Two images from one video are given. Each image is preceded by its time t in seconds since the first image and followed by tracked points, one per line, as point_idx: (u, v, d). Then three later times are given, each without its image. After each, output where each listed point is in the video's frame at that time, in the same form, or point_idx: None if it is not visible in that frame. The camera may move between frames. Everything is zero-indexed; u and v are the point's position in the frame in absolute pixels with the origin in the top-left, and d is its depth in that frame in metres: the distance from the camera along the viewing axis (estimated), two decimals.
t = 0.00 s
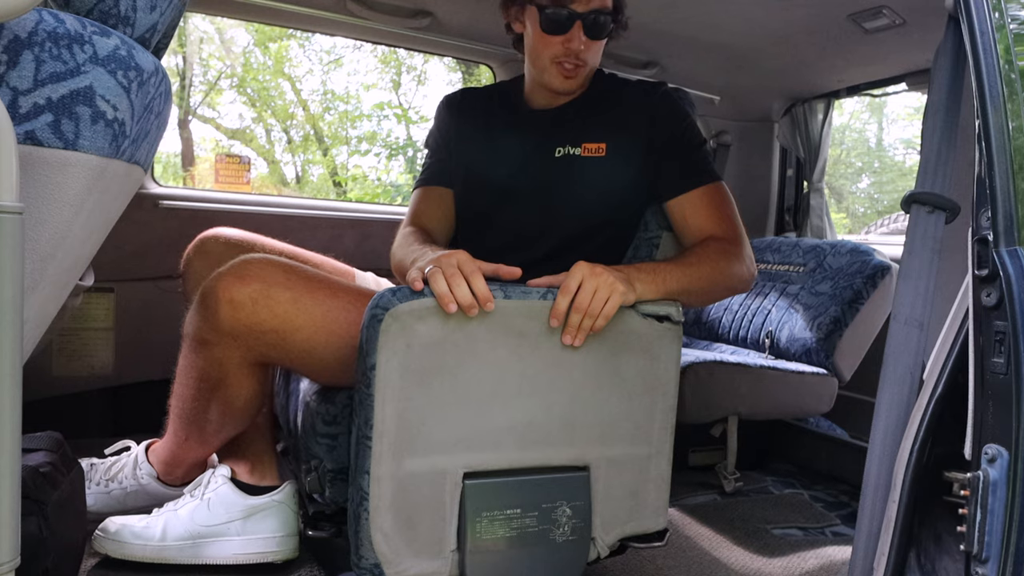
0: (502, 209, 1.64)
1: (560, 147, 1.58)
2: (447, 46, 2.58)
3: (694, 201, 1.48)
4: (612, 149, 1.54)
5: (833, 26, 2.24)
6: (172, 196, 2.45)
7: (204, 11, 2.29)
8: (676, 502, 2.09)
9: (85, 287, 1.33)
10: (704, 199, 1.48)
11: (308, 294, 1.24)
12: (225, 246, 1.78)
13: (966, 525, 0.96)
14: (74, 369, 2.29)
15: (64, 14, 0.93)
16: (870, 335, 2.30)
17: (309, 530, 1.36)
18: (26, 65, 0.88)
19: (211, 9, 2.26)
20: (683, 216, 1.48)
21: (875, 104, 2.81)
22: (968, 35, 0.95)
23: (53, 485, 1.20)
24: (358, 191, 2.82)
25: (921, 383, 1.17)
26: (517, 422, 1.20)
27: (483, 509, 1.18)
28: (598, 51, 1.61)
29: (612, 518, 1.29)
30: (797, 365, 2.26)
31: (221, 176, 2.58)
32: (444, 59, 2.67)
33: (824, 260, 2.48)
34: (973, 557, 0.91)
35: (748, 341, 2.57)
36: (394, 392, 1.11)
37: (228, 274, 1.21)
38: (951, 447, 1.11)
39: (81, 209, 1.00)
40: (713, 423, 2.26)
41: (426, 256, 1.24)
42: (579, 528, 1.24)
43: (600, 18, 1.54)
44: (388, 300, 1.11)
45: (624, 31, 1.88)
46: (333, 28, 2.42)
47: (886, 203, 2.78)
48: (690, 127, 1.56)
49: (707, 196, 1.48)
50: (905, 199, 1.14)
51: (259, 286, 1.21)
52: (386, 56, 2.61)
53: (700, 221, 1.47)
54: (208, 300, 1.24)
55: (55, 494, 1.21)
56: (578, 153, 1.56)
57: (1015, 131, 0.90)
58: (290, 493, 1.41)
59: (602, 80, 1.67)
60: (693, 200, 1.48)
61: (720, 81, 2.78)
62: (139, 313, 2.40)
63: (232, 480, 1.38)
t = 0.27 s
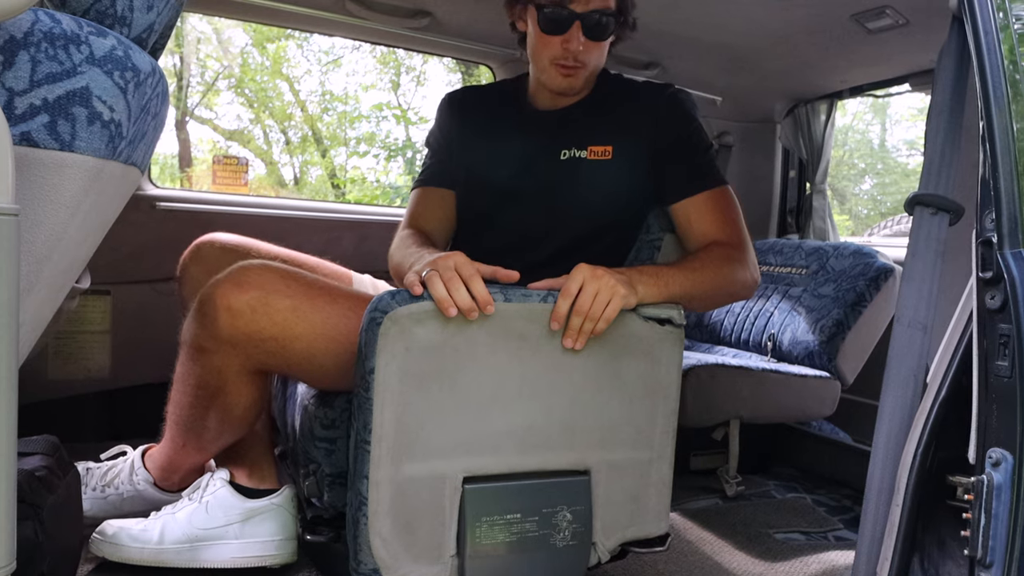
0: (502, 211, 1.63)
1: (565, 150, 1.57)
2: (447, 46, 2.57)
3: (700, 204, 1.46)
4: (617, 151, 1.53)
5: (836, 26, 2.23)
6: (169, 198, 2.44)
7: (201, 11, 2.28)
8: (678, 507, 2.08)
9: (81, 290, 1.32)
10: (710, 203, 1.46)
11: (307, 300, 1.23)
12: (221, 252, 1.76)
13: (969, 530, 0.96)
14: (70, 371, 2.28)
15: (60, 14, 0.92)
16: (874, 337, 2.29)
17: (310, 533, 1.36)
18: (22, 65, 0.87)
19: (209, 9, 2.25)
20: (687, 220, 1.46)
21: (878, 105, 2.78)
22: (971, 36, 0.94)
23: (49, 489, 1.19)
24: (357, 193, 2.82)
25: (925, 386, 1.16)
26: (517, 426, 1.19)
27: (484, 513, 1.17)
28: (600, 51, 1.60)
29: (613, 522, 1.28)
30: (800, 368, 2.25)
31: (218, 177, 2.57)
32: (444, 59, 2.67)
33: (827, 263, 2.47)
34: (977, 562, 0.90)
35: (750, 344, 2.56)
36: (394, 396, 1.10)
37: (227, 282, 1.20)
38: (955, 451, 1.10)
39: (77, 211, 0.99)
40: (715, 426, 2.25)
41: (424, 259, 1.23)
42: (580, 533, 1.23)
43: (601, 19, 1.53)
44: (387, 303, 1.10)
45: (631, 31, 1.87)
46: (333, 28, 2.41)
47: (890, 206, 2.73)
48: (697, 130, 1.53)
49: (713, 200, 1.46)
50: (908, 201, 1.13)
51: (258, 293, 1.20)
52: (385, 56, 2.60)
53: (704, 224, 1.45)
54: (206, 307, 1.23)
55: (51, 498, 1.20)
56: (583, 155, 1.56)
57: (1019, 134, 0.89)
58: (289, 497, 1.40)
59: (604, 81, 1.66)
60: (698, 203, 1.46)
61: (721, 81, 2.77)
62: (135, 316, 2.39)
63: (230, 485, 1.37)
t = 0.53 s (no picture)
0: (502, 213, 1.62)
1: (564, 152, 1.56)
2: (446, 47, 2.57)
3: (701, 206, 1.45)
4: (615, 152, 1.52)
5: (838, 26, 2.22)
6: (166, 199, 2.43)
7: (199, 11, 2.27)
8: (679, 511, 2.07)
9: (77, 292, 1.31)
10: (711, 205, 1.45)
11: (304, 299, 1.22)
12: (220, 254, 1.75)
13: (973, 535, 0.95)
14: (67, 375, 2.27)
15: (57, 14, 0.91)
16: (877, 340, 2.28)
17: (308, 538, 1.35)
18: (18, 66, 0.86)
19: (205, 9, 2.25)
20: (688, 222, 1.45)
21: (881, 106, 2.77)
22: (975, 37, 0.93)
23: (45, 492, 1.18)
24: (355, 195, 2.81)
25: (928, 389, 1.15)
26: (517, 430, 1.18)
27: (484, 517, 1.16)
28: (575, 50, 1.60)
29: (614, 526, 1.27)
30: (802, 371, 2.23)
31: (216, 179, 2.57)
32: (443, 60, 2.67)
33: (829, 265, 2.46)
34: (981, 567, 0.89)
35: (752, 347, 2.55)
36: (392, 398, 1.09)
37: (223, 279, 1.19)
38: (958, 455, 1.09)
39: (74, 212, 0.98)
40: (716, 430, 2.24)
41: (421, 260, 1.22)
42: (581, 538, 1.22)
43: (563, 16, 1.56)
44: (385, 305, 1.09)
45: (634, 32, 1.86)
46: (331, 28, 2.40)
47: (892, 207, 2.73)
48: (697, 131, 1.52)
49: (714, 202, 1.46)
50: (911, 203, 1.12)
51: (254, 291, 1.19)
52: (383, 57, 2.61)
53: (705, 227, 1.45)
54: (203, 305, 1.22)
55: (47, 502, 1.19)
56: (582, 158, 1.55)
57: None
58: (287, 500, 1.39)
59: (605, 82, 1.66)
60: (699, 206, 1.45)
61: (722, 82, 2.77)
62: (132, 319, 2.38)
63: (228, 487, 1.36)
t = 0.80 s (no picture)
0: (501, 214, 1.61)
1: (559, 151, 1.56)
2: (446, 47, 2.56)
3: (700, 207, 1.44)
4: (614, 153, 1.52)
5: (841, 27, 2.21)
6: (163, 201, 2.42)
7: (197, 12, 2.26)
8: (681, 515, 2.06)
9: (74, 295, 1.30)
10: (709, 206, 1.44)
11: (302, 301, 1.21)
12: (217, 256, 1.74)
13: (977, 539, 0.94)
14: (63, 378, 2.26)
15: (53, 14, 0.90)
16: (880, 343, 2.27)
17: (306, 542, 1.33)
18: (13, 66, 0.85)
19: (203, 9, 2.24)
20: (688, 222, 1.44)
21: (884, 107, 2.76)
22: (979, 38, 0.91)
23: (40, 497, 1.17)
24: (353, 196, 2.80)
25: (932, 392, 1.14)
26: (517, 433, 1.17)
27: (483, 521, 1.15)
28: (564, 46, 1.60)
29: (615, 531, 1.26)
30: (805, 374, 2.22)
31: (213, 180, 2.56)
32: (442, 60, 2.65)
33: (832, 268, 2.45)
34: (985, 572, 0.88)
35: (754, 349, 2.54)
36: (390, 401, 1.08)
37: (221, 281, 1.19)
38: (963, 459, 1.08)
39: (70, 214, 0.97)
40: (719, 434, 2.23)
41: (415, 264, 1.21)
42: (581, 542, 1.21)
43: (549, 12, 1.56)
44: (384, 307, 1.08)
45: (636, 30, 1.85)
46: (330, 29, 2.40)
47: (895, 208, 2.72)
48: (696, 131, 1.51)
49: (713, 202, 1.44)
50: (915, 204, 1.11)
51: (252, 293, 1.18)
52: (383, 57, 2.60)
53: (705, 226, 1.43)
54: (199, 307, 1.21)
55: (43, 506, 1.18)
56: (579, 155, 1.54)
57: None
58: (285, 505, 1.38)
59: (605, 82, 1.65)
60: (699, 206, 1.44)
61: (724, 83, 2.76)
62: (129, 322, 2.37)
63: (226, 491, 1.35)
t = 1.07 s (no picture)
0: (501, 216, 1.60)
1: (558, 158, 1.55)
2: (444, 48, 2.55)
3: (704, 211, 1.43)
4: (615, 154, 1.50)
5: (843, 27, 2.20)
6: (160, 203, 2.42)
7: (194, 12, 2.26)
8: (682, 520, 2.05)
9: (70, 297, 1.29)
10: (714, 210, 1.44)
11: (301, 304, 1.21)
12: (213, 258, 1.73)
13: (981, 544, 0.92)
14: (59, 382, 2.25)
15: (49, 14, 0.89)
16: (883, 345, 2.27)
17: (304, 547, 1.32)
18: (9, 66, 0.84)
19: (200, 10, 2.25)
20: (692, 227, 1.44)
21: (888, 108, 2.75)
22: (983, 38, 0.90)
23: (36, 501, 1.16)
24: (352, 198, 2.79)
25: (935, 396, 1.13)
26: (517, 437, 1.16)
27: (483, 526, 1.14)
28: (564, 49, 1.60)
29: (615, 536, 1.25)
30: (807, 377, 2.22)
31: (212, 182, 2.54)
32: (441, 61, 2.63)
33: (835, 270, 2.44)
34: None
35: (756, 352, 2.53)
36: (389, 405, 1.07)
37: (219, 283, 1.19)
38: (967, 463, 1.07)
39: (66, 216, 0.96)
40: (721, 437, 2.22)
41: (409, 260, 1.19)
42: (582, 547, 1.20)
43: (548, 14, 1.57)
44: (383, 310, 1.07)
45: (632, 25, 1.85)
46: (328, 30, 2.39)
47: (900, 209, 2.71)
48: (697, 134, 1.51)
49: (717, 206, 1.44)
50: (918, 207, 1.10)
51: (250, 295, 1.18)
52: (382, 58, 2.59)
53: (709, 231, 1.43)
54: (197, 310, 1.20)
55: (39, 510, 1.17)
56: (580, 163, 1.53)
57: None
58: (283, 509, 1.37)
59: (604, 82, 1.64)
60: (704, 210, 1.43)
61: (725, 83, 2.75)
62: (127, 324, 2.36)
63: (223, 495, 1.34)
